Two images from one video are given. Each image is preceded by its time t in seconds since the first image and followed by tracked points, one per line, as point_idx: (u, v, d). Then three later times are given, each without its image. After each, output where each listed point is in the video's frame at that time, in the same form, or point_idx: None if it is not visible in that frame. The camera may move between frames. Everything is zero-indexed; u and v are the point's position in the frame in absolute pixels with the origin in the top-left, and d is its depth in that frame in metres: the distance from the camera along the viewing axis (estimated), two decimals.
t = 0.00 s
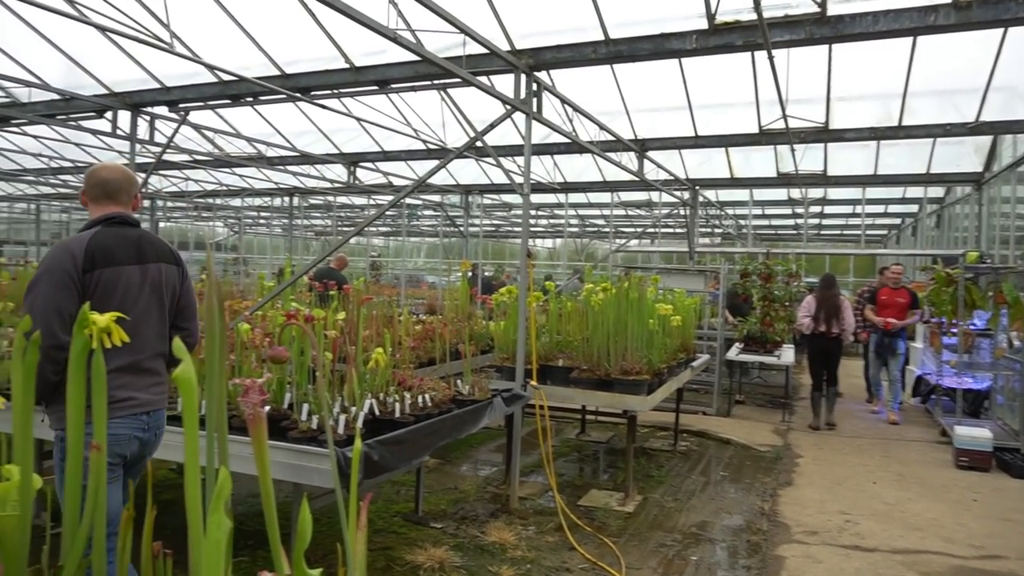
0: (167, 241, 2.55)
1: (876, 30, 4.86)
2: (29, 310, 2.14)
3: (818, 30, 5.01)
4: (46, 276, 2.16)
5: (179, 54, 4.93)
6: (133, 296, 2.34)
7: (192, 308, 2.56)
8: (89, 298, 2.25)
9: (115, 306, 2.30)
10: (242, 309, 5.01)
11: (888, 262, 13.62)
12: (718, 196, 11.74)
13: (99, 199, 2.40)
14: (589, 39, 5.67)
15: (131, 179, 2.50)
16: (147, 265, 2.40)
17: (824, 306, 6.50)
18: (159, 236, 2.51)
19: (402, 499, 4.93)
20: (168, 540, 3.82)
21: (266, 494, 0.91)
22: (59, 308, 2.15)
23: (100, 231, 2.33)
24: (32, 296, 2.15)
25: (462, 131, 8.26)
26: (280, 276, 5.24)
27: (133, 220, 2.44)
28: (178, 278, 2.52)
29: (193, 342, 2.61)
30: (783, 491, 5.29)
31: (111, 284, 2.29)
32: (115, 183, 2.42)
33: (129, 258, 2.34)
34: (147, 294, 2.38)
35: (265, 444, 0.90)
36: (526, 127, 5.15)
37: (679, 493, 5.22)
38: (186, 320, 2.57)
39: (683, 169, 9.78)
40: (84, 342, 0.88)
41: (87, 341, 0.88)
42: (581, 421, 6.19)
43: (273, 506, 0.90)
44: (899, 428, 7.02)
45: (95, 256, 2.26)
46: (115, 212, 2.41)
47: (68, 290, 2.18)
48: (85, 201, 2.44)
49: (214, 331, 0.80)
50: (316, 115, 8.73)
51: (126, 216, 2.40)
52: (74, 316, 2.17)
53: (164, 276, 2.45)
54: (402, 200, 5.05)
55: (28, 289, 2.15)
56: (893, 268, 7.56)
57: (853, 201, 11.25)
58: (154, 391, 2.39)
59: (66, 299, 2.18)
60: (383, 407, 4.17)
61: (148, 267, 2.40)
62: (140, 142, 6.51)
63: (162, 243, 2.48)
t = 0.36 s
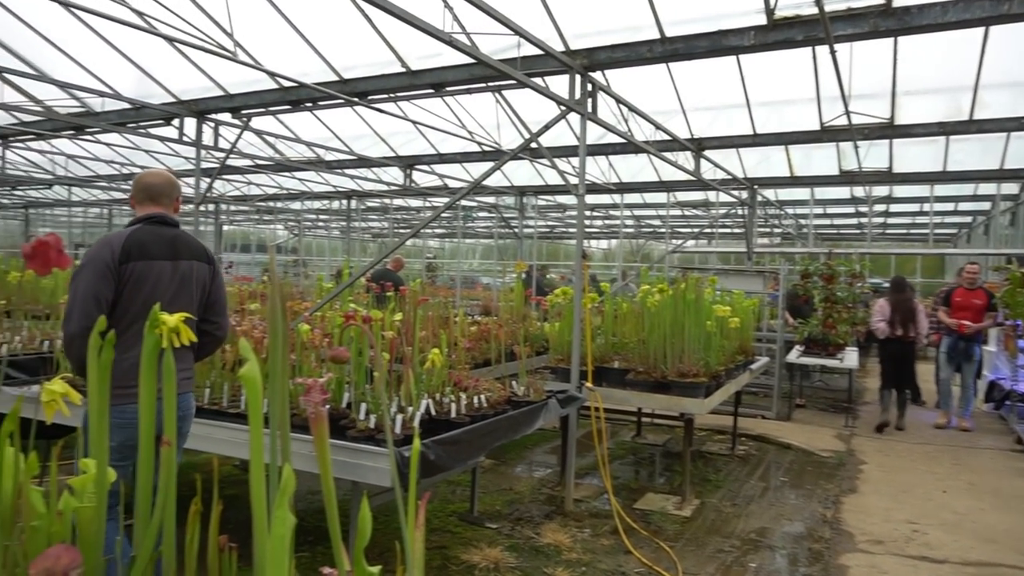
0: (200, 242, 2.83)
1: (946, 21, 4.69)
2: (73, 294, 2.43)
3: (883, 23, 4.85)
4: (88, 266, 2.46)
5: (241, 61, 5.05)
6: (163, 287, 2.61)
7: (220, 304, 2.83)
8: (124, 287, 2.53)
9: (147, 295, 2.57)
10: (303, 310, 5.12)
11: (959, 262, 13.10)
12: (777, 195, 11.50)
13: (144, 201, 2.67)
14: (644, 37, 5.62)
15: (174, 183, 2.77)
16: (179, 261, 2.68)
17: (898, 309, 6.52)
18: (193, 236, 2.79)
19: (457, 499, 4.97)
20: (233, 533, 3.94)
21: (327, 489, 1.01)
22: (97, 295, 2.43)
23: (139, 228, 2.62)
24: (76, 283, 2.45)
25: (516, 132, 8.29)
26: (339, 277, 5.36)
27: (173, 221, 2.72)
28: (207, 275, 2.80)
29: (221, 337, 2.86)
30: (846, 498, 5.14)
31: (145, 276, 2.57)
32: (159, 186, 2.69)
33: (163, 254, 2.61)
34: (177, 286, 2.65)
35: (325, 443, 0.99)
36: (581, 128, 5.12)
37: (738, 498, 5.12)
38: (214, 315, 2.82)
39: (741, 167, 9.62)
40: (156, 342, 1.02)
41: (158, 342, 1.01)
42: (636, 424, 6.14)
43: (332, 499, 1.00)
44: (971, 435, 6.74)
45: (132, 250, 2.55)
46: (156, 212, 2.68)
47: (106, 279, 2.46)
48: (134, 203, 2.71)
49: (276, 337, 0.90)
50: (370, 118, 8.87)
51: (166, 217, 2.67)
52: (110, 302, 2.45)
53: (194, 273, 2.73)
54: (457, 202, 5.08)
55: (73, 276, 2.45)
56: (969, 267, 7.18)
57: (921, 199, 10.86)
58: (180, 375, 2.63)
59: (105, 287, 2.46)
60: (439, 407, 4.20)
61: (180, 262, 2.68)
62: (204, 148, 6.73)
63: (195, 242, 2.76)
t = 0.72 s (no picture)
0: (238, 245, 3.04)
1: None
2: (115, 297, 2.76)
3: (965, 11, 4.66)
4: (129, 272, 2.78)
5: (311, 68, 5.18)
6: (196, 289, 2.85)
7: (257, 303, 3.00)
8: (160, 289, 2.80)
9: (179, 296, 2.82)
10: (371, 311, 5.24)
11: None
12: (850, 192, 11.18)
13: (188, 210, 2.94)
14: (710, 34, 5.53)
15: (214, 192, 3.03)
16: (211, 264, 2.90)
17: (986, 309, 6.45)
18: (230, 241, 3.00)
19: (522, 499, 4.99)
20: (306, 528, 4.06)
21: (396, 488, 1.05)
22: (135, 297, 2.73)
23: (177, 235, 2.89)
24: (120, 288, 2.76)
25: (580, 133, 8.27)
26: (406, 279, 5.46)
27: (211, 227, 2.97)
28: (242, 276, 2.99)
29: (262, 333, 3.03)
30: (925, 508, 4.94)
31: (178, 279, 2.82)
32: (198, 196, 2.95)
33: (194, 258, 2.85)
34: (208, 287, 2.87)
35: (395, 442, 1.03)
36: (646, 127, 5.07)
37: (809, 505, 4.98)
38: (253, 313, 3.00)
39: (813, 165, 9.39)
40: (232, 342, 1.12)
41: (234, 342, 1.11)
42: (703, 427, 6.04)
43: (401, 497, 1.03)
44: None
45: (166, 255, 2.81)
46: (196, 219, 2.94)
47: (143, 283, 2.76)
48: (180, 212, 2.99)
49: (345, 337, 0.95)
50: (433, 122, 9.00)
51: (205, 224, 2.94)
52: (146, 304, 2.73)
53: (228, 274, 2.94)
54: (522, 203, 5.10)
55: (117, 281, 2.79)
56: None
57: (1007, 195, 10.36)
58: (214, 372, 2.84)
59: (142, 291, 2.75)
60: (504, 408, 4.22)
61: (213, 265, 2.90)
62: (275, 153, 6.95)
63: (229, 247, 2.97)
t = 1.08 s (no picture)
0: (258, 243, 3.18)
1: None
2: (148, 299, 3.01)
3: None
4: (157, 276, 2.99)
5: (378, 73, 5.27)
6: (220, 288, 3.05)
7: (278, 298, 3.18)
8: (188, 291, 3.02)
9: (204, 297, 3.03)
10: (438, 312, 5.31)
11: None
12: (931, 188, 10.72)
13: (213, 212, 3.11)
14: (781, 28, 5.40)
15: (237, 195, 3.20)
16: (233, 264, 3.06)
17: None
18: (250, 240, 3.15)
19: (587, 501, 4.97)
20: (376, 524, 4.15)
21: (464, 486, 1.05)
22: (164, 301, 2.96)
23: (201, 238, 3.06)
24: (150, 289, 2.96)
25: (646, 131, 8.18)
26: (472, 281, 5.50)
27: (233, 228, 3.12)
28: (262, 273, 3.15)
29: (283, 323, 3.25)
30: (1014, 521, 4.70)
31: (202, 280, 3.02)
32: (222, 199, 3.12)
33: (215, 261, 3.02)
34: (231, 287, 3.06)
35: (464, 441, 1.03)
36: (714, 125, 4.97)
37: (887, 514, 4.81)
38: (276, 309, 3.19)
39: (891, 161, 9.05)
40: (305, 341, 1.17)
41: (308, 341, 1.17)
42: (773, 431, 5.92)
43: (470, 496, 1.04)
44: None
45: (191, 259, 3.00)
46: (220, 222, 3.10)
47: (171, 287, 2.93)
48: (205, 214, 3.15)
49: (415, 338, 0.98)
50: (496, 124, 9.05)
51: (228, 225, 3.10)
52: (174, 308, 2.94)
53: (250, 273, 3.10)
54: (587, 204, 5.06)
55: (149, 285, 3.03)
56: None
57: None
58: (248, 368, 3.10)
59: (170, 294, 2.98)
60: (570, 409, 4.20)
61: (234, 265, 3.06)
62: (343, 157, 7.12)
63: (249, 246, 3.12)
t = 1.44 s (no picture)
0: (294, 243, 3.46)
1: None
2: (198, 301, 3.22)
3: None
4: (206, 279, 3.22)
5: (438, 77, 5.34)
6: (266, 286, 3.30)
7: (317, 293, 3.45)
8: (236, 291, 3.26)
9: (252, 294, 3.27)
10: (497, 312, 5.35)
11: None
12: (1010, 184, 10.25)
13: (246, 214, 3.38)
14: (847, 21, 5.25)
15: (268, 198, 3.46)
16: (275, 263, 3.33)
17: None
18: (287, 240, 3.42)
19: (646, 504, 4.93)
20: (436, 523, 4.20)
21: (525, 489, 1.00)
22: (216, 300, 3.19)
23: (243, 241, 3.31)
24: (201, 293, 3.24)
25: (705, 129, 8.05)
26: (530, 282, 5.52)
27: (268, 228, 3.39)
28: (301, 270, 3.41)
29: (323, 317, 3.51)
30: None
31: (248, 279, 3.27)
32: (255, 202, 3.39)
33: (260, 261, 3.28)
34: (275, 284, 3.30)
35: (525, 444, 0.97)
36: (778, 122, 4.84)
37: (962, 525, 4.62)
38: (314, 302, 3.46)
39: (966, 156, 8.70)
40: (368, 342, 1.18)
41: (369, 342, 1.18)
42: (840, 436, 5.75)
43: (531, 498, 1.00)
44: None
45: (237, 260, 3.25)
46: (257, 224, 3.37)
47: (219, 287, 3.22)
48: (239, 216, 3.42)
49: (475, 338, 0.96)
50: (553, 124, 9.06)
51: (262, 225, 3.37)
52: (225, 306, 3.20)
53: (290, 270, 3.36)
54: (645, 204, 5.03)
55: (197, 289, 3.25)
56: None
57: None
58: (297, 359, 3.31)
59: (220, 294, 3.21)
60: (629, 411, 4.17)
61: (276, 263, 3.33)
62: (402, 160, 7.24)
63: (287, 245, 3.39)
